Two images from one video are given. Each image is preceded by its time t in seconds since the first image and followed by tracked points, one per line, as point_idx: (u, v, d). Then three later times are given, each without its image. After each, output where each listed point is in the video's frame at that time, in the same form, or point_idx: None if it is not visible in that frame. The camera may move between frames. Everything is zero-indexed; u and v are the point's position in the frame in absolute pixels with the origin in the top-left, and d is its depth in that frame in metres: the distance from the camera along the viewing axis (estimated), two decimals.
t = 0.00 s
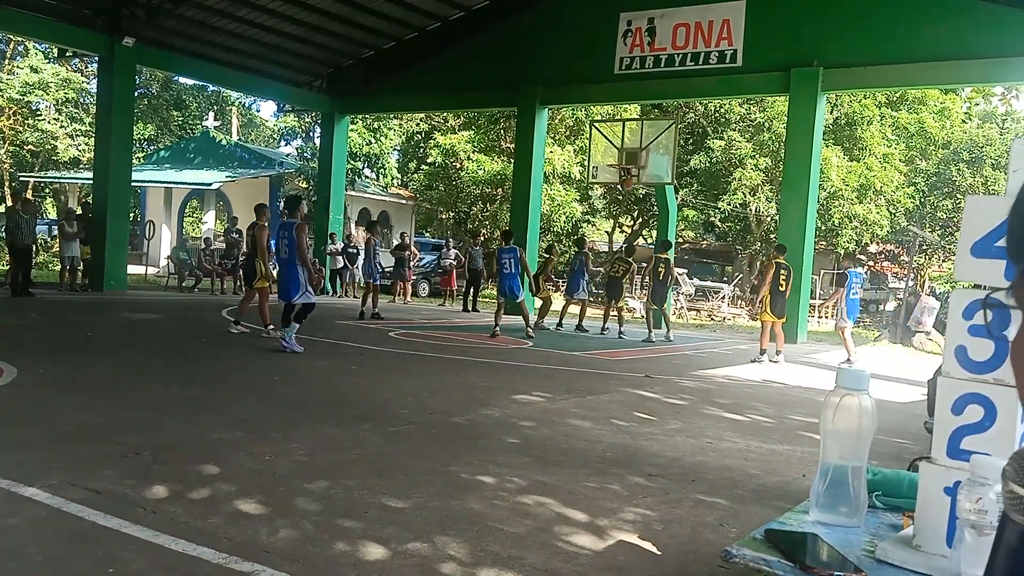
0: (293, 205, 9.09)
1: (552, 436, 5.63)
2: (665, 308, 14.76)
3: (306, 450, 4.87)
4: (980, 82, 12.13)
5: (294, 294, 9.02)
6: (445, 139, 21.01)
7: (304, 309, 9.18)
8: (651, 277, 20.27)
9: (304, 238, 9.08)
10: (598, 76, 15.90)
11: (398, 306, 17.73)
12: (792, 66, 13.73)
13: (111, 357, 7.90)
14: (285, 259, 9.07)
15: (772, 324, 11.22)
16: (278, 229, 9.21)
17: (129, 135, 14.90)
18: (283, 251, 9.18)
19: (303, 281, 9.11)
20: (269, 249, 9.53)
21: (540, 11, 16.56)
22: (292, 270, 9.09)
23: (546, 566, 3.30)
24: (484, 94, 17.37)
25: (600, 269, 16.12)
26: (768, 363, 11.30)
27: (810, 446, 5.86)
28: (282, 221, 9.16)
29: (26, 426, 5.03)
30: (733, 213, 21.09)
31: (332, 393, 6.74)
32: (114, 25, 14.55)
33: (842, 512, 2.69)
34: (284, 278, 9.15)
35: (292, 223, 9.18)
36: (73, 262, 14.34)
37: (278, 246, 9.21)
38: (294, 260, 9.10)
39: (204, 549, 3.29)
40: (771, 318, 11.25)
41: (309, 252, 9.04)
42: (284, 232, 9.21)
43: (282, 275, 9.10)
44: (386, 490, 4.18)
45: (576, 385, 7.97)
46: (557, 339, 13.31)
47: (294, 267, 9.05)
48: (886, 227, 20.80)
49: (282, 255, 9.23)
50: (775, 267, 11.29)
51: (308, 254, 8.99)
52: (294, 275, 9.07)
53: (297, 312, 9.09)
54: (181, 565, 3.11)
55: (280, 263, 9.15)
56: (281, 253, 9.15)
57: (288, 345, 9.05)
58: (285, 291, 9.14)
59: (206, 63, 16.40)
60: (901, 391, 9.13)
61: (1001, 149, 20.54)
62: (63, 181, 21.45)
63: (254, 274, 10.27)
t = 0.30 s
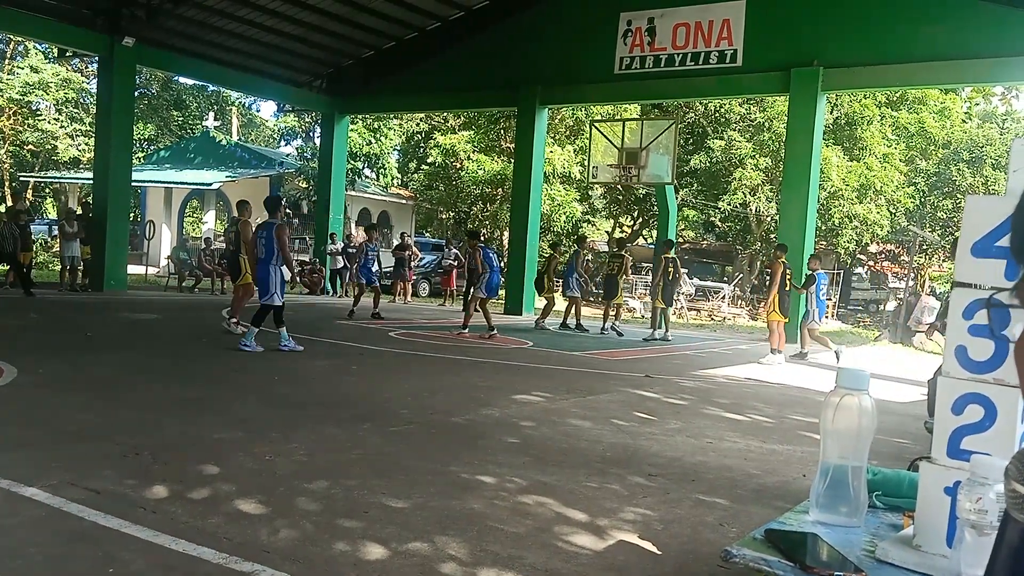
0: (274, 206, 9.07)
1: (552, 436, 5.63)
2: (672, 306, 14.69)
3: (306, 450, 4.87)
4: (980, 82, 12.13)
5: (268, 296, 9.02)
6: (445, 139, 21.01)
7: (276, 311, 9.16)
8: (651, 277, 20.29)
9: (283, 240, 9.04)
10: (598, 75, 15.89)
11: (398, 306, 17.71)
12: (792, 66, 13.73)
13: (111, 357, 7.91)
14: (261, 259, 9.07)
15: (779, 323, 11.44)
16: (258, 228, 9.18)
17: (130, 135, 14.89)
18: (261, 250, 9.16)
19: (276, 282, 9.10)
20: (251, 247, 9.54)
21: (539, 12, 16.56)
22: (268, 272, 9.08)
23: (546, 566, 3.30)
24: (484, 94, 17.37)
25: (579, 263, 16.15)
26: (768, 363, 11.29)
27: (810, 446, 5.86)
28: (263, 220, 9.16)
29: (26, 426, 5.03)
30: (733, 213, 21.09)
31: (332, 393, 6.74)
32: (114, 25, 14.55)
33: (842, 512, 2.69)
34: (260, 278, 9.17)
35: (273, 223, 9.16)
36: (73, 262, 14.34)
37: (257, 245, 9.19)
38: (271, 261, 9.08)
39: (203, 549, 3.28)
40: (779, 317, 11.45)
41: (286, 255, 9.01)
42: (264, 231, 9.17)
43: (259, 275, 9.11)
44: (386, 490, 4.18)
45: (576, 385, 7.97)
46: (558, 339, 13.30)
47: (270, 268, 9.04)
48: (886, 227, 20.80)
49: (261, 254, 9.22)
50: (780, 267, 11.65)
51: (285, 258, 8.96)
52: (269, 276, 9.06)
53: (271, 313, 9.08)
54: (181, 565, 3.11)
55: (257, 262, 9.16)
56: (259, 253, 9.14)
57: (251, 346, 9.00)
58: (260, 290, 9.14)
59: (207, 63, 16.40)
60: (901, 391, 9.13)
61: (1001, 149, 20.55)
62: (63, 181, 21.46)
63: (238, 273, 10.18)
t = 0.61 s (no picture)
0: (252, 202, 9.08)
1: (552, 436, 5.63)
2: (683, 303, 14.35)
3: (306, 450, 4.87)
4: (980, 82, 12.12)
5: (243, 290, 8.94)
6: (445, 139, 21.00)
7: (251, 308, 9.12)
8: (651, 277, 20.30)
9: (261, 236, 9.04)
10: (598, 75, 15.88)
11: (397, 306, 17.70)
12: (792, 66, 13.73)
13: (111, 357, 7.90)
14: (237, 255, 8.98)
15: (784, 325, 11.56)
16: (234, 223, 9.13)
17: (129, 136, 14.88)
18: (235, 247, 9.08)
19: (253, 278, 9.04)
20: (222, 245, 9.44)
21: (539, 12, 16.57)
22: (243, 268, 9.00)
23: (545, 566, 3.31)
24: (483, 94, 17.38)
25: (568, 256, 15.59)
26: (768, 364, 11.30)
27: (810, 446, 5.86)
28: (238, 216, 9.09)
29: (26, 426, 5.04)
30: (733, 213, 21.08)
31: (332, 393, 6.74)
32: (114, 25, 14.55)
33: (842, 512, 2.69)
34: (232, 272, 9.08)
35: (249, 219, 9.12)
36: (73, 262, 14.36)
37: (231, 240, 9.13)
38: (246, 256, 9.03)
39: (203, 549, 3.29)
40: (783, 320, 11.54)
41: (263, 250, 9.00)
42: (238, 227, 9.13)
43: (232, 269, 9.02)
44: (386, 490, 4.18)
45: (576, 385, 7.98)
46: (558, 339, 13.30)
47: (246, 263, 8.98)
48: (886, 227, 20.78)
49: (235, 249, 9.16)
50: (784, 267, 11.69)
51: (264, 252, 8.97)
52: (245, 271, 9.00)
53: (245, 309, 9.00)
54: (181, 565, 3.11)
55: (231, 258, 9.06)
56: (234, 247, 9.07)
57: (251, 346, 8.99)
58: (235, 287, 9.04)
59: (206, 63, 16.40)
60: (902, 391, 9.13)
61: (1001, 149, 20.54)
62: (63, 181, 21.47)
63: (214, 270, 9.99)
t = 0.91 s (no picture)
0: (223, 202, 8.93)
1: (552, 436, 5.63)
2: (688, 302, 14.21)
3: (307, 450, 4.87)
4: (981, 82, 12.12)
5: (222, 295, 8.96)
6: (444, 139, 21.01)
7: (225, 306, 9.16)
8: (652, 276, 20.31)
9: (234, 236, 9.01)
10: (598, 75, 15.87)
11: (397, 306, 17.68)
12: (792, 66, 13.72)
13: (110, 357, 7.90)
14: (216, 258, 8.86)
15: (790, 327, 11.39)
16: (204, 224, 8.79)
17: (129, 137, 14.88)
18: (206, 247, 8.85)
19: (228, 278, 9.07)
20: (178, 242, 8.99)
21: (538, 12, 16.58)
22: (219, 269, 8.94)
23: (546, 566, 3.30)
24: (483, 94, 17.38)
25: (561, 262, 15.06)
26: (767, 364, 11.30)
27: (810, 446, 5.86)
28: (209, 217, 8.79)
29: (26, 426, 5.03)
30: (733, 212, 21.07)
31: (332, 393, 6.74)
32: (114, 24, 14.56)
33: (842, 511, 2.69)
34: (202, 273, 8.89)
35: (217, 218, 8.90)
36: (73, 262, 14.35)
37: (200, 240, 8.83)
38: (221, 258, 8.95)
39: (204, 549, 3.29)
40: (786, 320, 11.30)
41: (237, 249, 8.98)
42: (204, 227, 8.80)
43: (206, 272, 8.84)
44: (386, 490, 4.18)
45: (576, 385, 7.97)
46: (558, 339, 13.29)
47: (223, 267, 8.94)
48: (887, 227, 20.76)
49: (201, 248, 8.90)
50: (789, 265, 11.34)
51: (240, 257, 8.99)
52: (220, 274, 8.95)
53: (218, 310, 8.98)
54: (181, 565, 3.11)
55: (205, 260, 8.85)
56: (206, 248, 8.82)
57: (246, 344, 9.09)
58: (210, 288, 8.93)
59: (205, 62, 16.40)
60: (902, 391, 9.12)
61: (1001, 149, 20.57)
62: (63, 181, 21.46)
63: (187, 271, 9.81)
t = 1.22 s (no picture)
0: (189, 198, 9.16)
1: (552, 436, 5.63)
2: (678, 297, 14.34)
3: (307, 450, 4.88)
4: (981, 83, 12.12)
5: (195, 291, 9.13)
6: (445, 139, 21.03)
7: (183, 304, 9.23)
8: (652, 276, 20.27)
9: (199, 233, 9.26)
10: (598, 75, 15.88)
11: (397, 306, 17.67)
12: (792, 66, 13.72)
13: (109, 357, 7.89)
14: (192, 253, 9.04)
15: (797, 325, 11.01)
16: (183, 219, 8.93)
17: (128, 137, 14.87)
18: (185, 243, 8.96)
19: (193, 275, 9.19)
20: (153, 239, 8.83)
21: (538, 12, 16.58)
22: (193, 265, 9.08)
23: (546, 566, 3.31)
24: (483, 95, 17.40)
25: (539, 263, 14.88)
26: (767, 363, 11.28)
27: (810, 446, 5.86)
28: (187, 212, 8.98)
29: (25, 426, 5.03)
30: (732, 213, 21.07)
31: (331, 393, 6.74)
32: (114, 24, 14.56)
33: (842, 511, 2.69)
34: (181, 269, 8.92)
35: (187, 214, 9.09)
36: (73, 262, 14.32)
37: (178, 236, 8.89)
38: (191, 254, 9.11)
39: (204, 549, 3.29)
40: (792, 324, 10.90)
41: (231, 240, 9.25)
42: (183, 223, 8.93)
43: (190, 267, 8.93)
44: (387, 490, 4.18)
45: (575, 384, 7.97)
46: (558, 339, 13.29)
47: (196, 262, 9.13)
48: (887, 228, 20.73)
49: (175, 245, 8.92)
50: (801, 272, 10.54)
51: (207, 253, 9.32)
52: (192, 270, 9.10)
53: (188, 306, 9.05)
54: (181, 565, 3.11)
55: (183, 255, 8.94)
56: (187, 244, 8.93)
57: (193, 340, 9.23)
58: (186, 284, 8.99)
59: (204, 62, 16.41)
60: (902, 391, 9.11)
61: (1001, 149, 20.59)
62: (63, 181, 21.46)
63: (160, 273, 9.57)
